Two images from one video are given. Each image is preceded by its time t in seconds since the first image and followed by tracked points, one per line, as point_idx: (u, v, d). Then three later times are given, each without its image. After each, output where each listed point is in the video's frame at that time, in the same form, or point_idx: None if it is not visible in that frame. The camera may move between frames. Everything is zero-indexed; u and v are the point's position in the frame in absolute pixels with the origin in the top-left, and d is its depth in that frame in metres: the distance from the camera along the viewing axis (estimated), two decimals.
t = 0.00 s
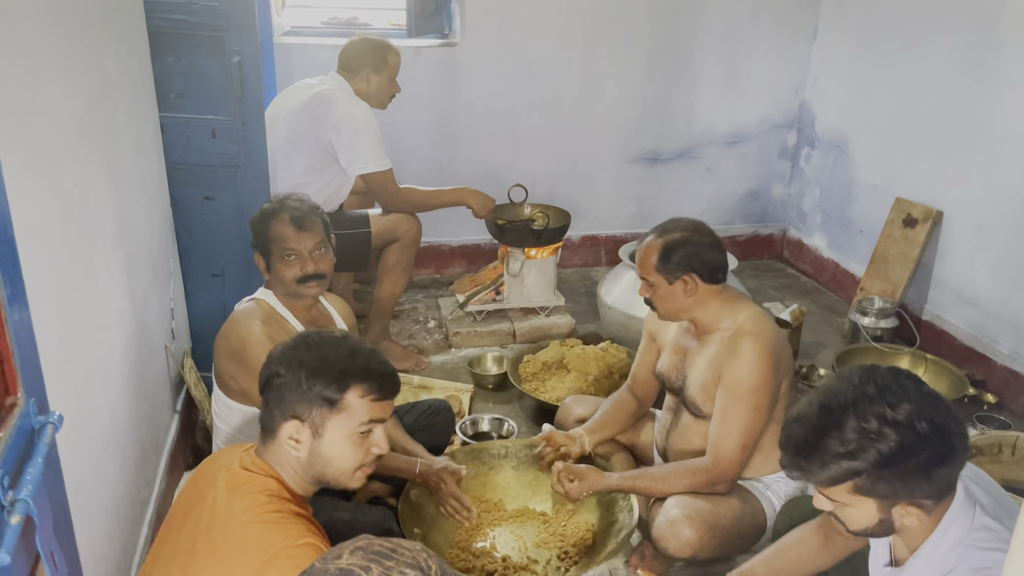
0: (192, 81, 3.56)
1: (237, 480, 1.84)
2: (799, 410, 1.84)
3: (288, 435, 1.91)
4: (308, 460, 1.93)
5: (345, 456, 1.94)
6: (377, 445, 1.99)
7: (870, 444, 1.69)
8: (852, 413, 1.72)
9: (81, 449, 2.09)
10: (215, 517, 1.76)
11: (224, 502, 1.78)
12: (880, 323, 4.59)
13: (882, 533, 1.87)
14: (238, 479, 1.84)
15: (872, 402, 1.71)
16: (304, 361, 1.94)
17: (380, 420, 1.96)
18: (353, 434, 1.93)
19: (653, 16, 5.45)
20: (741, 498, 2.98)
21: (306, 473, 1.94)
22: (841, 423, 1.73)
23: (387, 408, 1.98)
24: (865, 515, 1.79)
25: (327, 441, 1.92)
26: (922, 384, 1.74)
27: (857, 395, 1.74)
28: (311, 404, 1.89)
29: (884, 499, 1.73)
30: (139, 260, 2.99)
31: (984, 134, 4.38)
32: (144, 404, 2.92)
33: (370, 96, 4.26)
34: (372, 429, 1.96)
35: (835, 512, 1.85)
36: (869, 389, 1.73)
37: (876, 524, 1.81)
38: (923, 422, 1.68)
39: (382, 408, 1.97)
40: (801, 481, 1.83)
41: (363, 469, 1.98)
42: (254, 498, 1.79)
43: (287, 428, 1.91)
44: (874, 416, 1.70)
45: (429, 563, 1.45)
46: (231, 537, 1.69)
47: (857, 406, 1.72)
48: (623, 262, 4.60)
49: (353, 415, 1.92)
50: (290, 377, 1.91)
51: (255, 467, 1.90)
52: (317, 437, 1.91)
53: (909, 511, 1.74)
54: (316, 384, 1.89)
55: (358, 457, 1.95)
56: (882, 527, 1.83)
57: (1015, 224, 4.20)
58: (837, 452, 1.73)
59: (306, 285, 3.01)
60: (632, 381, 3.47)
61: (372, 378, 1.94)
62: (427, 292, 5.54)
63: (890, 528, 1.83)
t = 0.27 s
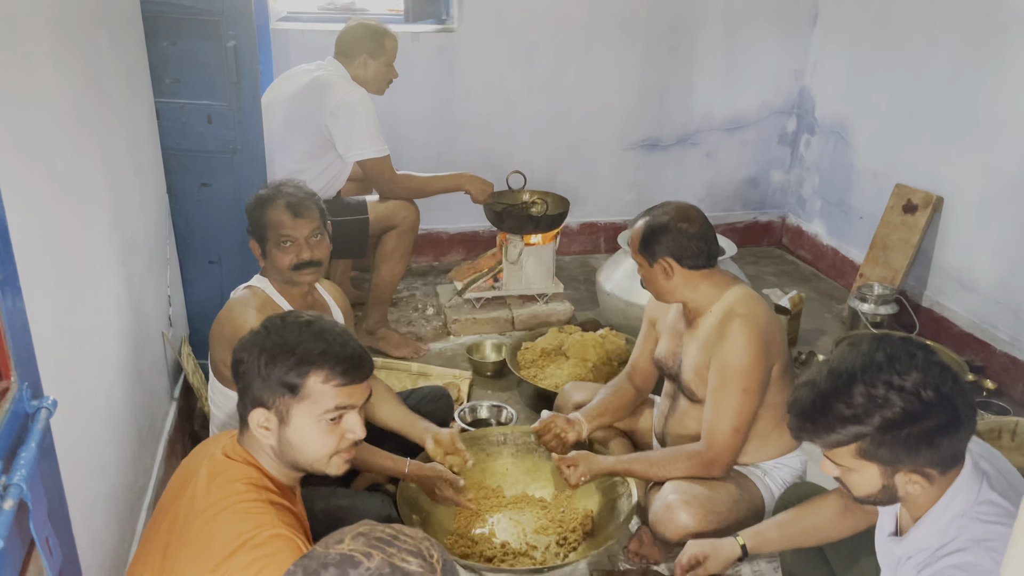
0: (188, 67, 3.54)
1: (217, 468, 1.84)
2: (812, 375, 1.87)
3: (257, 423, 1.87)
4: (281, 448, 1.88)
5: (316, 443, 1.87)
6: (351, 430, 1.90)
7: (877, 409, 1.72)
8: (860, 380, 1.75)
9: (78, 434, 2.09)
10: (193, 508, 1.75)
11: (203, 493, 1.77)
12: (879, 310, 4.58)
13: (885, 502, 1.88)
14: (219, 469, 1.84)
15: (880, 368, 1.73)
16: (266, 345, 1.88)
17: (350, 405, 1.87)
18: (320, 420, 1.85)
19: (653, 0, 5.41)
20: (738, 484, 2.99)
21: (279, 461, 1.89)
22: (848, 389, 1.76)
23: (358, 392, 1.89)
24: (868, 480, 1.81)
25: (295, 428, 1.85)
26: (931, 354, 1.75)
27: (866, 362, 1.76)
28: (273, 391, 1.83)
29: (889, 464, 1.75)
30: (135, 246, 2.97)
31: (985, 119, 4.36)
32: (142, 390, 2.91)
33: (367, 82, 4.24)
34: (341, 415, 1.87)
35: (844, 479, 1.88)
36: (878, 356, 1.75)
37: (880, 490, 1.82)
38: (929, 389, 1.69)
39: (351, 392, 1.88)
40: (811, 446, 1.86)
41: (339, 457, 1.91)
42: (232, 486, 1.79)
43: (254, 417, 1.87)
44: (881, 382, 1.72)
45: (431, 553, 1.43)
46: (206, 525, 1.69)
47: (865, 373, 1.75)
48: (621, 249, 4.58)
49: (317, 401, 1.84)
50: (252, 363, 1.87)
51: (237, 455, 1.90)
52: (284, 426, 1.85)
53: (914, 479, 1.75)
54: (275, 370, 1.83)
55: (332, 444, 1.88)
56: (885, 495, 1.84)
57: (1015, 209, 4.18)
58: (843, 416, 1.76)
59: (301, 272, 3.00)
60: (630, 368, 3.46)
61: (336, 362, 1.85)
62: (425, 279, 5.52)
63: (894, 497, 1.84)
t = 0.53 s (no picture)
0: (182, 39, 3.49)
1: (199, 450, 1.84)
2: (826, 343, 1.86)
3: (238, 407, 1.86)
4: (263, 432, 1.88)
5: (299, 429, 1.86)
6: (334, 415, 1.89)
7: (889, 380, 1.70)
8: (872, 349, 1.73)
9: (75, 408, 2.08)
10: (176, 489, 1.77)
11: (186, 474, 1.79)
12: (878, 285, 4.55)
13: (895, 472, 1.87)
14: (202, 448, 1.84)
15: (893, 338, 1.71)
16: (247, 328, 1.84)
17: (332, 393, 1.85)
18: (302, 407, 1.84)
19: None
20: (739, 456, 3.00)
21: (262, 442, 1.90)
22: (860, 358, 1.74)
23: (342, 379, 1.87)
24: (876, 452, 1.81)
25: (277, 413, 1.84)
26: (946, 324, 1.72)
27: (879, 332, 1.74)
28: (253, 376, 1.81)
29: (898, 436, 1.74)
30: (131, 221, 2.95)
31: (989, 92, 4.31)
32: (139, 365, 2.90)
33: (364, 55, 4.19)
34: (323, 403, 1.85)
35: (851, 450, 1.88)
36: (892, 326, 1.73)
37: (888, 462, 1.82)
38: (943, 360, 1.67)
39: (334, 379, 1.85)
40: (822, 415, 1.86)
41: (322, 440, 1.90)
42: (214, 468, 1.79)
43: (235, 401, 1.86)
44: (894, 353, 1.70)
45: (435, 529, 1.42)
46: (188, 510, 1.70)
47: (878, 343, 1.73)
48: (621, 224, 4.56)
49: (299, 388, 1.82)
50: (232, 346, 1.83)
51: (220, 435, 1.89)
52: (266, 412, 1.84)
53: (922, 451, 1.75)
54: (255, 357, 1.80)
55: (316, 430, 1.87)
56: (892, 466, 1.84)
57: (1018, 184, 4.16)
58: (854, 386, 1.75)
59: (294, 248, 2.98)
60: (630, 342, 3.45)
61: (319, 349, 1.82)
62: (424, 255, 5.50)
63: (903, 472, 1.84)
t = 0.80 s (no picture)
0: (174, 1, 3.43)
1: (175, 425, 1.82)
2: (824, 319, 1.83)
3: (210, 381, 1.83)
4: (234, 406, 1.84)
5: (268, 403, 1.82)
6: (307, 390, 1.84)
7: (888, 356, 1.68)
8: (870, 325, 1.71)
9: (71, 373, 2.07)
10: (154, 462, 1.76)
11: (164, 449, 1.77)
12: (880, 253, 4.55)
13: (891, 448, 1.88)
14: (181, 423, 1.82)
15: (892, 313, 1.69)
16: (211, 299, 1.81)
17: (298, 367, 1.81)
18: (269, 381, 1.80)
19: None
20: (737, 421, 3.01)
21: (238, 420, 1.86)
22: (858, 336, 1.72)
23: (309, 354, 1.82)
24: (876, 428, 1.81)
25: (244, 390, 1.80)
26: (946, 297, 1.69)
27: (876, 308, 1.71)
28: (219, 349, 1.78)
29: (898, 414, 1.74)
30: (125, 187, 2.92)
31: (993, 57, 4.26)
32: (136, 332, 2.89)
33: (360, 20, 4.25)
34: (290, 377, 1.81)
35: (851, 427, 1.88)
36: (891, 300, 1.70)
37: (888, 437, 1.82)
38: (942, 335, 1.65)
39: (301, 354, 1.80)
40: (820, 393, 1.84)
41: (298, 417, 1.86)
42: (191, 444, 1.77)
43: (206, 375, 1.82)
44: (893, 328, 1.68)
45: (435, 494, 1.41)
46: (162, 488, 1.69)
47: (876, 318, 1.70)
48: (621, 191, 4.52)
49: (263, 363, 1.78)
50: (199, 318, 1.81)
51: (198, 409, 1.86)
52: (233, 386, 1.81)
53: (923, 426, 1.75)
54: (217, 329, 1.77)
55: (288, 405, 1.84)
56: (892, 442, 1.84)
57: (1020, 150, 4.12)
58: (853, 363, 1.73)
59: (284, 215, 2.93)
60: (629, 309, 3.44)
61: (280, 323, 1.77)
62: (422, 224, 5.47)
63: (901, 447, 1.84)
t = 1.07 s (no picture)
0: None
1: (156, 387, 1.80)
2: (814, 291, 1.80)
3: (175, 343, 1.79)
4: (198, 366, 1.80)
5: (225, 360, 1.77)
6: (267, 341, 1.80)
7: (883, 326, 1.66)
8: (865, 295, 1.68)
9: (68, 334, 2.06)
10: (133, 425, 1.76)
11: (143, 413, 1.75)
12: (880, 219, 4.52)
13: (886, 416, 1.85)
14: (161, 386, 1.80)
15: (887, 283, 1.66)
16: (163, 256, 1.79)
17: (249, 316, 1.76)
18: (223, 334, 1.76)
19: None
20: (737, 385, 3.02)
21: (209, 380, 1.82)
22: (854, 306, 1.69)
23: (260, 302, 1.77)
24: (871, 398, 1.79)
25: (203, 344, 1.76)
26: (941, 266, 1.68)
27: (873, 277, 1.69)
28: (173, 304, 1.76)
29: (896, 383, 1.72)
30: (120, 150, 2.89)
31: (998, 18, 4.19)
32: (134, 296, 2.88)
33: None
34: (242, 329, 1.77)
35: (842, 396, 1.85)
36: (886, 270, 1.68)
37: (883, 407, 1.80)
38: (941, 303, 1.63)
39: (250, 303, 1.76)
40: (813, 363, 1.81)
41: (262, 372, 1.80)
42: (170, 407, 1.75)
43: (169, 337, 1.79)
44: (888, 298, 1.65)
45: (436, 454, 1.38)
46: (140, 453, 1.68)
47: (871, 288, 1.68)
48: (621, 157, 4.48)
49: (212, 314, 1.74)
50: (154, 276, 1.80)
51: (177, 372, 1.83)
52: (191, 343, 1.77)
53: (917, 395, 1.73)
54: (171, 284, 1.76)
55: (248, 360, 1.78)
56: (886, 411, 1.82)
57: None
58: (849, 333, 1.70)
59: (278, 180, 2.89)
60: (628, 275, 3.42)
61: (224, 270, 1.73)
62: (421, 191, 5.44)
63: (896, 416, 1.82)
